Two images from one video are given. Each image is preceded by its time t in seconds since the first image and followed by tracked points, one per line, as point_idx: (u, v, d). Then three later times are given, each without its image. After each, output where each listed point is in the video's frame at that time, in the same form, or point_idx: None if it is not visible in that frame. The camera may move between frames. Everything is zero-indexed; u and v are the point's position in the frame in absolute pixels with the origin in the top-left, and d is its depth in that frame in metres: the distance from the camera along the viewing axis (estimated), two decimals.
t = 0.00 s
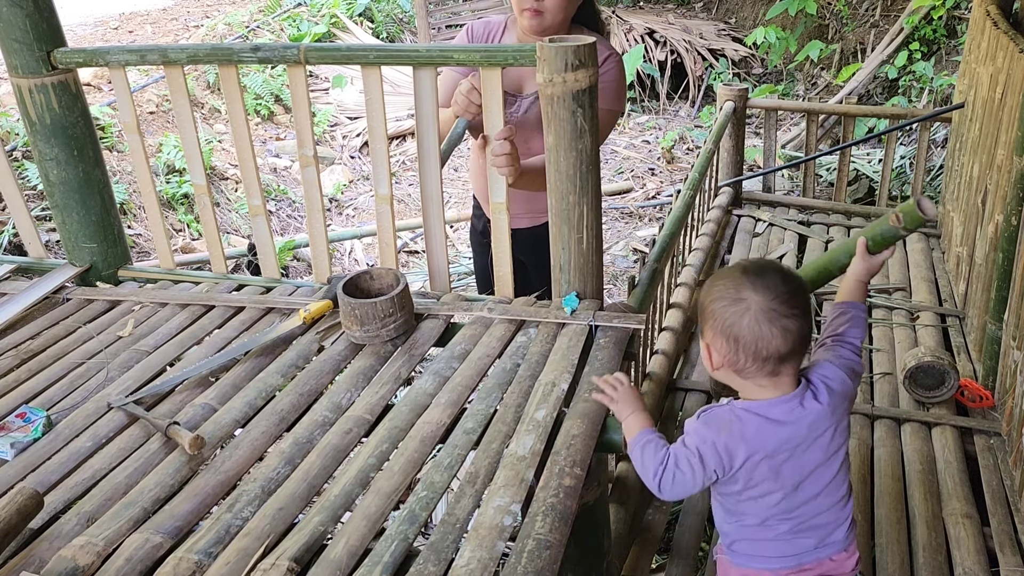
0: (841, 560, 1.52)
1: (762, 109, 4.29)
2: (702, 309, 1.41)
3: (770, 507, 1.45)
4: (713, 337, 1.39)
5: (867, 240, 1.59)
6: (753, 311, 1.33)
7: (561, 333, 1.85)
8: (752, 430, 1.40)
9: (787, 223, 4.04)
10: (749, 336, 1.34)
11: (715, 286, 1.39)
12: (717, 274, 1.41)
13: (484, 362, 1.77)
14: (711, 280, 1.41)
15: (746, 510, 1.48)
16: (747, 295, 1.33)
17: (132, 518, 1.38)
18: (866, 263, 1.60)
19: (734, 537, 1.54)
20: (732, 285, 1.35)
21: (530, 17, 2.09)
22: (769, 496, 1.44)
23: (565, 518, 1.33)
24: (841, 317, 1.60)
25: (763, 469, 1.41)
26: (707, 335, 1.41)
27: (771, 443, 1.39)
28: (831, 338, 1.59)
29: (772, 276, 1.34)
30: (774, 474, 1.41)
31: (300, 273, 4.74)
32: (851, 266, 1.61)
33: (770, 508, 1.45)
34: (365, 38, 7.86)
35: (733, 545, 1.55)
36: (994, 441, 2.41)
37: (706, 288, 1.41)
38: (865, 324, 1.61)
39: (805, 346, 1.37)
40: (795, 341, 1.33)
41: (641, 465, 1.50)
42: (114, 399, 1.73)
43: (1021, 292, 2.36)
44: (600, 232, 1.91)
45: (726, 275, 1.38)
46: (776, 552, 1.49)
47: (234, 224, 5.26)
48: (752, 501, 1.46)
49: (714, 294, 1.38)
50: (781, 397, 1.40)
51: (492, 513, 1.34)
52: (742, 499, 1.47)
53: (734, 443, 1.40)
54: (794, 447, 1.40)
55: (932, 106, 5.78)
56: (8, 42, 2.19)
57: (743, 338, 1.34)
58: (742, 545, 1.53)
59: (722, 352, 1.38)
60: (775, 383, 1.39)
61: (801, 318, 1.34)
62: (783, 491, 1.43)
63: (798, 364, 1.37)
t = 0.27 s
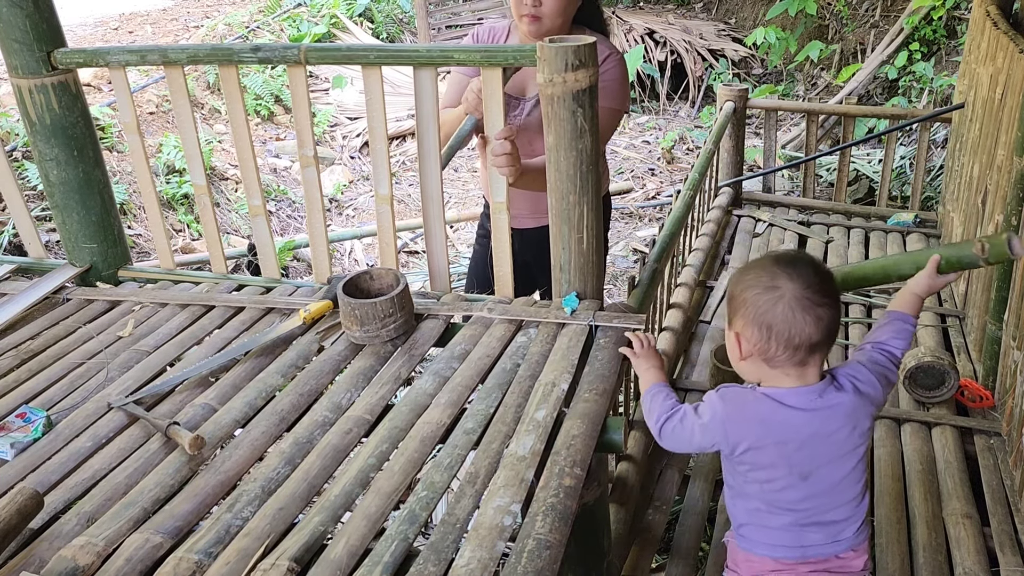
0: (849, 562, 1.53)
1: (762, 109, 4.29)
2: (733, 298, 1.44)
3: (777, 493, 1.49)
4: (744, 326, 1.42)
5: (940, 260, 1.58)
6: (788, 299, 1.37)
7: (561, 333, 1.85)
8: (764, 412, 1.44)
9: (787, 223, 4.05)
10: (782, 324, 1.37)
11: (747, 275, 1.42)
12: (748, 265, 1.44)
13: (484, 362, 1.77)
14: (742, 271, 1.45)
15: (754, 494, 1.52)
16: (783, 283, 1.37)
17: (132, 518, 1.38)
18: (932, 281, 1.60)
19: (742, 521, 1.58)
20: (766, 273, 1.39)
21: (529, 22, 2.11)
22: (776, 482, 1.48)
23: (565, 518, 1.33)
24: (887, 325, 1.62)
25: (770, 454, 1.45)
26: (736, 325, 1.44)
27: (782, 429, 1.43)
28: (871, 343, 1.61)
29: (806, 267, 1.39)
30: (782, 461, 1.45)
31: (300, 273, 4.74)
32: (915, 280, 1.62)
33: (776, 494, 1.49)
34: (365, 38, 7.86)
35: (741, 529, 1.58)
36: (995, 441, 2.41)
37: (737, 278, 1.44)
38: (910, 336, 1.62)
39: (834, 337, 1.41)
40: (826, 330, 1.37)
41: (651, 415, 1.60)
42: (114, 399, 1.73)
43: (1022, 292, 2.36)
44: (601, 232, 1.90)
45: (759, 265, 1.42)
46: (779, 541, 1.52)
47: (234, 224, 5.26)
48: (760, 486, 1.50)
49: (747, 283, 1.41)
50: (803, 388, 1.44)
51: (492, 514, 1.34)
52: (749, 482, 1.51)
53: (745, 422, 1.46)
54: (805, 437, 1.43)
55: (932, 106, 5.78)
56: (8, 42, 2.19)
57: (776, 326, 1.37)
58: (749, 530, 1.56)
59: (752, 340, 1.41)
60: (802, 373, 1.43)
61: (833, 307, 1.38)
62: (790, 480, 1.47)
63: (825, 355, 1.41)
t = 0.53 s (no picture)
0: (854, 565, 1.52)
1: (762, 109, 4.29)
2: (758, 293, 1.46)
3: (787, 482, 1.50)
4: (771, 320, 1.44)
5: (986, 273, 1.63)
6: (818, 292, 1.40)
7: (561, 333, 1.85)
8: (782, 397, 1.47)
9: (787, 223, 4.05)
10: (811, 317, 1.40)
11: (773, 270, 1.45)
12: (771, 261, 1.47)
13: (484, 362, 1.77)
14: (765, 266, 1.48)
15: (766, 481, 1.54)
16: (812, 276, 1.40)
17: (132, 518, 1.38)
18: (975, 292, 1.64)
19: (753, 509, 1.59)
20: (794, 267, 1.42)
21: (512, 31, 2.16)
22: (787, 469, 1.49)
23: (565, 518, 1.33)
24: (925, 331, 1.65)
25: (783, 440, 1.47)
26: (761, 320, 1.46)
27: (797, 417, 1.45)
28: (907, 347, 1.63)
29: (831, 262, 1.43)
30: (794, 449, 1.47)
31: (300, 273, 4.74)
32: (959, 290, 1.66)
33: (786, 482, 1.51)
34: (365, 38, 7.86)
35: (752, 516, 1.60)
36: (995, 441, 2.41)
37: (761, 274, 1.47)
38: (947, 345, 1.64)
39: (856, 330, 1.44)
40: (851, 323, 1.41)
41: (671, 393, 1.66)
42: (114, 399, 1.73)
43: (1022, 292, 2.36)
44: (601, 232, 1.90)
45: (782, 261, 1.45)
46: (786, 532, 1.53)
47: (234, 224, 5.27)
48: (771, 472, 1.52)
49: (773, 277, 1.44)
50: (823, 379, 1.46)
51: (492, 514, 1.34)
52: (762, 467, 1.53)
53: (761, 405, 1.49)
54: (820, 427, 1.45)
55: (932, 106, 5.78)
56: (8, 42, 2.19)
57: (806, 319, 1.40)
58: (759, 517, 1.58)
59: (779, 334, 1.43)
60: (826, 366, 1.46)
61: (857, 301, 1.42)
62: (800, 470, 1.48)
63: (847, 349, 1.44)
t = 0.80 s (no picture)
0: (830, 543, 1.58)
1: (762, 109, 4.29)
2: (739, 278, 1.50)
3: (763, 466, 1.57)
4: (750, 304, 1.48)
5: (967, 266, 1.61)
6: (796, 279, 1.43)
7: (561, 333, 1.85)
8: (760, 385, 1.52)
9: (787, 223, 4.05)
10: (789, 304, 1.44)
11: (754, 256, 1.48)
12: (754, 248, 1.51)
13: (484, 362, 1.78)
14: (748, 253, 1.51)
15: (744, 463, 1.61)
16: (792, 264, 1.44)
17: (132, 518, 1.38)
18: (960, 286, 1.63)
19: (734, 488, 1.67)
20: (775, 254, 1.46)
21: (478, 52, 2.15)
22: (763, 454, 1.56)
23: (565, 518, 1.33)
24: (910, 329, 1.69)
25: (759, 426, 1.53)
26: (741, 304, 1.50)
27: (772, 405, 1.51)
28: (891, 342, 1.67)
29: (812, 250, 1.46)
30: (769, 435, 1.53)
31: (300, 273, 4.74)
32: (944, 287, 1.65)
33: (762, 466, 1.57)
34: (365, 38, 7.86)
35: (733, 495, 1.67)
36: (994, 441, 2.41)
37: (743, 260, 1.50)
38: (932, 342, 1.68)
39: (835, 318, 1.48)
40: (829, 310, 1.44)
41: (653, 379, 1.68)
42: (114, 400, 1.73)
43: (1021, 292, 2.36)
44: (601, 232, 1.91)
45: (764, 248, 1.49)
46: (762, 511, 1.61)
47: (234, 224, 5.27)
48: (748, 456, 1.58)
49: (754, 263, 1.48)
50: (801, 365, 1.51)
51: (492, 514, 1.34)
52: (740, 450, 1.60)
53: (739, 393, 1.54)
54: (793, 416, 1.50)
55: (932, 106, 5.78)
56: (8, 42, 2.19)
57: (783, 305, 1.44)
58: (739, 497, 1.65)
59: (758, 319, 1.47)
60: (803, 352, 1.50)
61: (835, 289, 1.45)
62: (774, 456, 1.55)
63: (825, 335, 1.48)
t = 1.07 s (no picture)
0: (802, 506, 1.65)
1: (762, 110, 4.29)
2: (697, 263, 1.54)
3: (734, 443, 1.61)
4: (706, 289, 1.52)
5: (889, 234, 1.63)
6: (747, 265, 1.47)
7: (561, 333, 1.85)
8: (725, 369, 1.55)
9: (787, 224, 4.05)
10: (741, 288, 1.47)
11: (710, 242, 1.52)
12: (711, 234, 1.54)
13: (484, 362, 1.78)
14: (705, 238, 1.55)
15: (714, 443, 1.64)
16: (743, 250, 1.47)
17: (132, 518, 1.38)
18: (887, 252, 1.66)
19: (705, 466, 1.70)
20: (728, 241, 1.49)
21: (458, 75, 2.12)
22: (734, 432, 1.59)
23: (565, 519, 1.33)
24: (850, 296, 1.72)
25: (728, 408, 1.56)
26: (699, 289, 1.54)
27: (739, 386, 1.55)
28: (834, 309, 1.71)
29: (764, 236, 1.49)
30: (739, 414, 1.57)
31: (300, 273, 4.74)
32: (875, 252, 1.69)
33: (733, 444, 1.61)
34: (365, 38, 7.87)
35: (705, 472, 1.71)
36: (994, 442, 2.42)
37: (700, 246, 1.54)
38: (874, 305, 1.71)
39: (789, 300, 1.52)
40: (780, 293, 1.48)
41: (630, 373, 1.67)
42: (114, 400, 1.74)
43: (1021, 292, 2.36)
44: (601, 232, 1.91)
45: (718, 234, 1.52)
46: (736, 484, 1.65)
47: (234, 225, 5.27)
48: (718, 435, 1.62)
49: (709, 249, 1.51)
50: (761, 345, 1.55)
51: (492, 514, 1.34)
52: (710, 431, 1.63)
53: (707, 378, 1.56)
54: (758, 392, 1.55)
55: (932, 106, 5.79)
56: (8, 42, 2.19)
57: (736, 290, 1.48)
58: (711, 473, 1.69)
59: (714, 303, 1.52)
60: (759, 334, 1.54)
61: (787, 272, 1.49)
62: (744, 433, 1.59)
63: (779, 315, 1.52)
